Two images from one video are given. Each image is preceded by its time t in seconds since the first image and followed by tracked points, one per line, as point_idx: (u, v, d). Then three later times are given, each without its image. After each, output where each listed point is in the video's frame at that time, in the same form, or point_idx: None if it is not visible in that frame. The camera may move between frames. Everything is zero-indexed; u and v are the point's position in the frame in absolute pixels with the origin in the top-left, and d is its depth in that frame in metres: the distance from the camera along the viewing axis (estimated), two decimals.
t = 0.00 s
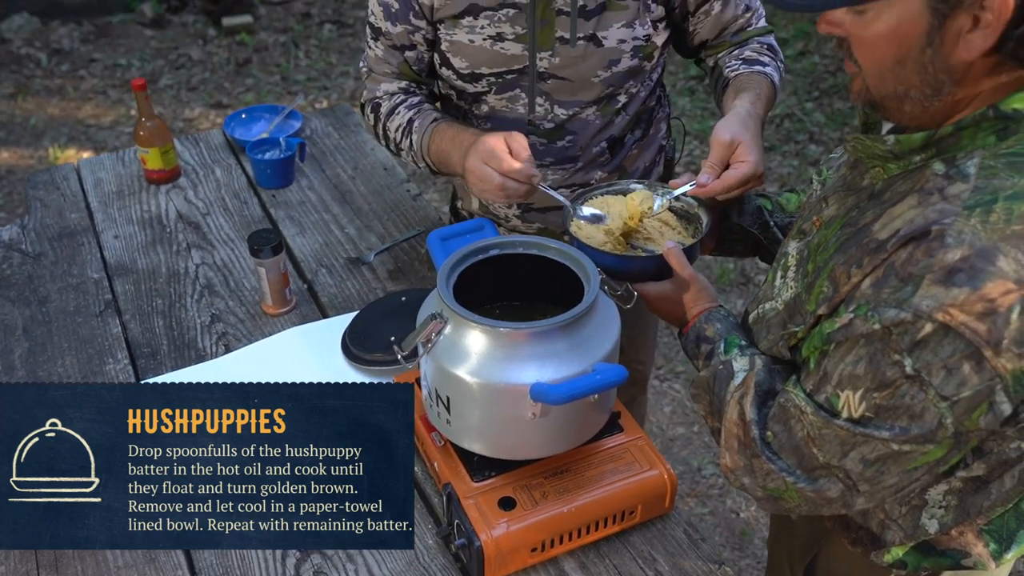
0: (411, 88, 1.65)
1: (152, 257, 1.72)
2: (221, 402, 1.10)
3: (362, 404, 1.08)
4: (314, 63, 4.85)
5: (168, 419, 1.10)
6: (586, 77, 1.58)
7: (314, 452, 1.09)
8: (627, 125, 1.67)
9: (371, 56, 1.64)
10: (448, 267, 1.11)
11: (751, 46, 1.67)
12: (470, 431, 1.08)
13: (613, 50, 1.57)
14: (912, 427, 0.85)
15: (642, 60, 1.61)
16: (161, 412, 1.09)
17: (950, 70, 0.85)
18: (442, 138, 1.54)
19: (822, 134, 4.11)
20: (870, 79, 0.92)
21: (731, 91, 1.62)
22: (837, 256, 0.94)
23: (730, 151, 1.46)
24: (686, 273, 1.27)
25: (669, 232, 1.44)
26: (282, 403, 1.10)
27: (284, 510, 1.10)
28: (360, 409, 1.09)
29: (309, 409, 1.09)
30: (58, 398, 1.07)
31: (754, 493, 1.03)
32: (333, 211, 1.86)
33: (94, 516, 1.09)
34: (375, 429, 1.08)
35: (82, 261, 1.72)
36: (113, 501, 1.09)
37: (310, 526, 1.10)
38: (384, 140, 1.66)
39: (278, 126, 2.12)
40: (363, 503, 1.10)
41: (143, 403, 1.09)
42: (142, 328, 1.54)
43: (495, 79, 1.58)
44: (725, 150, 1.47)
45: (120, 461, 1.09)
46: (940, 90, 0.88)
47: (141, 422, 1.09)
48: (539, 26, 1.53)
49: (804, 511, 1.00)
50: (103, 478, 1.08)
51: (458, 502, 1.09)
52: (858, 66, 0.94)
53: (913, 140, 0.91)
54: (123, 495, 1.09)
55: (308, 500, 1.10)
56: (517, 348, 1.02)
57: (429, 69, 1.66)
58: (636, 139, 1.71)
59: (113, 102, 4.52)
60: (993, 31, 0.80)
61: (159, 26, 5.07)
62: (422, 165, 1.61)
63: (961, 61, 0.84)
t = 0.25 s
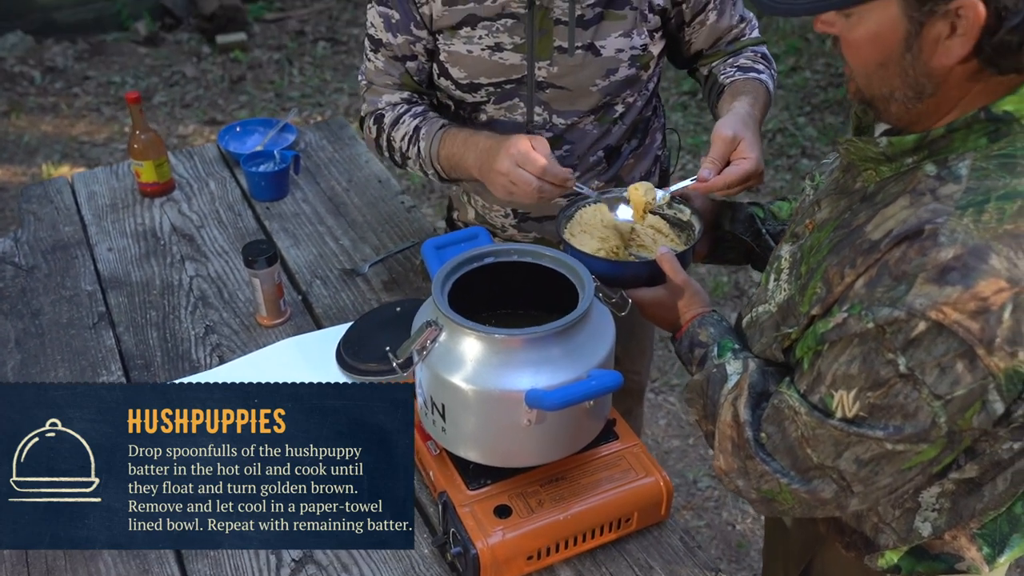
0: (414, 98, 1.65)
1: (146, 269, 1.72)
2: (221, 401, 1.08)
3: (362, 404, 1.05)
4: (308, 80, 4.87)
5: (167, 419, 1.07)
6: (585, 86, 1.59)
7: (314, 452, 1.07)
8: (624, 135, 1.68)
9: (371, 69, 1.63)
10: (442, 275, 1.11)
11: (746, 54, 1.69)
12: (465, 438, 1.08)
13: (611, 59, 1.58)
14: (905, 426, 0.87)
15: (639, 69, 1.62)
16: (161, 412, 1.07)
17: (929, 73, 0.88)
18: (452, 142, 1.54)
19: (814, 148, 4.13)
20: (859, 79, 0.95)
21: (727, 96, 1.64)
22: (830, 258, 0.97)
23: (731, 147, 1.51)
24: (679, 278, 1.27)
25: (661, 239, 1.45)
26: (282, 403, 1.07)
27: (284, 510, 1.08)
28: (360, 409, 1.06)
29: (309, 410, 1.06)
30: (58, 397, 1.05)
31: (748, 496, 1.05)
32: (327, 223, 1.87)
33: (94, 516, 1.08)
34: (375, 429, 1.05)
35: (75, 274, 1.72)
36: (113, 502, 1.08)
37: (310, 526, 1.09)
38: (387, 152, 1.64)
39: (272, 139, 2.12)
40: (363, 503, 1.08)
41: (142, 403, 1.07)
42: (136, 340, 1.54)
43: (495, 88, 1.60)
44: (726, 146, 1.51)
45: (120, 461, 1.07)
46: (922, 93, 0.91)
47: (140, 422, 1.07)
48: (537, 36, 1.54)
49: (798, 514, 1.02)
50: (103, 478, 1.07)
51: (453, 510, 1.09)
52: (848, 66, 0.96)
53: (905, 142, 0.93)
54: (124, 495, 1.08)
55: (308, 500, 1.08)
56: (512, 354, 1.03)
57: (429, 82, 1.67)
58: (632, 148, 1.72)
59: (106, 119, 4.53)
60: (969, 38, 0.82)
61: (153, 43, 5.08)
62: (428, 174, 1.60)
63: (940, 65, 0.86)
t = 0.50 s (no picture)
0: (412, 109, 1.65)
1: (140, 285, 1.72)
2: (221, 402, 1.05)
3: (362, 404, 1.03)
4: (303, 102, 4.89)
5: (168, 419, 1.05)
6: (582, 100, 1.61)
7: (314, 452, 1.05)
8: (621, 150, 1.69)
9: (368, 84, 1.64)
10: (438, 287, 1.12)
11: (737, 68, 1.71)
12: (461, 450, 1.08)
13: (608, 74, 1.60)
14: (901, 431, 0.88)
15: (636, 85, 1.64)
16: (161, 412, 1.05)
17: (919, 83, 0.90)
18: (448, 147, 1.54)
19: (807, 168, 4.15)
20: (852, 88, 0.98)
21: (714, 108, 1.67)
22: (824, 265, 0.98)
23: (719, 151, 1.54)
24: (674, 288, 1.29)
25: (656, 249, 1.46)
26: (282, 403, 1.04)
27: (284, 510, 1.07)
28: (361, 409, 1.03)
29: (309, 410, 1.04)
30: (58, 397, 1.03)
31: (744, 504, 1.07)
32: (322, 239, 1.87)
33: (94, 516, 1.06)
34: (375, 430, 1.03)
35: (70, 290, 1.71)
36: (113, 502, 1.06)
37: (310, 526, 1.07)
38: (382, 162, 1.64)
39: (268, 157, 2.13)
40: (362, 503, 1.06)
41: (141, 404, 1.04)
42: (130, 355, 1.53)
43: (493, 103, 1.61)
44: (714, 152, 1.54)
45: (120, 461, 1.05)
46: (912, 102, 0.93)
47: (140, 422, 1.05)
48: (535, 50, 1.56)
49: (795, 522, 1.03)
50: (103, 477, 1.05)
51: (449, 522, 1.08)
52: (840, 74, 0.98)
53: (898, 149, 0.96)
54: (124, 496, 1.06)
55: (308, 500, 1.06)
56: (507, 364, 1.03)
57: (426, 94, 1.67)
58: (630, 163, 1.73)
59: (101, 141, 4.54)
60: (958, 48, 0.85)
61: (149, 66, 5.11)
62: (424, 181, 1.60)
63: (930, 75, 0.89)
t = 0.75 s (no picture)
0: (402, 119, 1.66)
1: (135, 305, 1.72)
2: (221, 401, 1.00)
3: (362, 404, 0.98)
4: (298, 127, 4.91)
5: (167, 418, 1.00)
6: (579, 116, 1.63)
7: (314, 452, 1.00)
8: (615, 167, 1.71)
9: (361, 91, 1.65)
10: (433, 301, 1.12)
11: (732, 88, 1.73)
12: (457, 464, 1.07)
13: (604, 91, 1.62)
14: (899, 441, 0.88)
15: (632, 103, 1.66)
16: (160, 411, 1.00)
17: (913, 93, 0.92)
18: (438, 145, 1.56)
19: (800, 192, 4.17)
20: (843, 99, 0.99)
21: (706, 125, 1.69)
22: (821, 276, 0.98)
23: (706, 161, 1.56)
24: (671, 301, 1.29)
25: (651, 263, 1.48)
26: (282, 403, 0.99)
27: (283, 509, 1.03)
28: (364, 408, 0.98)
29: (309, 410, 0.99)
30: (57, 397, 0.99)
31: (742, 517, 1.06)
32: (317, 258, 1.87)
33: (94, 516, 1.02)
34: (375, 430, 0.98)
35: (64, 309, 1.71)
36: (113, 501, 1.02)
37: (310, 526, 1.03)
38: (369, 168, 1.65)
39: (263, 177, 2.14)
40: (363, 503, 1.02)
41: (140, 403, 0.99)
42: (124, 374, 1.53)
43: (490, 117, 1.64)
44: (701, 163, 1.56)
45: (120, 461, 1.01)
46: (905, 112, 0.94)
47: (140, 422, 1.00)
48: (533, 66, 1.58)
49: (793, 535, 1.03)
50: (102, 478, 1.00)
51: (444, 537, 1.07)
52: (834, 86, 1.00)
53: (892, 161, 0.97)
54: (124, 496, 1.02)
55: (307, 499, 1.02)
56: (502, 377, 1.03)
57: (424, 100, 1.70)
58: (624, 181, 1.74)
59: (97, 167, 4.54)
60: (951, 59, 0.87)
61: (145, 92, 5.14)
62: (410, 184, 1.60)
63: (924, 85, 0.90)
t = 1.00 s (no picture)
0: (381, 125, 1.64)
1: (126, 324, 1.71)
2: (206, 401, 0.88)
3: (346, 402, 0.87)
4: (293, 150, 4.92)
5: (152, 418, 0.88)
6: (572, 130, 1.65)
7: (299, 453, 0.89)
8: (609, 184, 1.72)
9: (343, 95, 1.64)
10: (425, 315, 1.12)
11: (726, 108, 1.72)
12: (449, 479, 1.06)
13: (598, 105, 1.64)
14: (894, 452, 0.88)
15: (626, 117, 1.68)
16: (144, 411, 0.88)
17: (903, 105, 0.94)
18: (409, 154, 1.54)
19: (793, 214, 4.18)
20: (835, 112, 1.01)
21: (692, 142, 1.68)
22: (814, 288, 0.98)
23: (676, 172, 1.56)
24: (663, 315, 1.30)
25: (644, 279, 1.48)
26: (265, 400, 0.87)
27: (270, 509, 0.91)
28: (349, 407, 0.87)
29: (294, 409, 0.87)
30: (42, 395, 0.87)
31: (738, 532, 1.06)
32: (310, 277, 1.87)
33: (80, 516, 0.90)
34: (359, 430, 0.87)
35: (54, 329, 1.70)
36: (98, 503, 0.90)
37: (298, 528, 0.92)
38: (335, 169, 1.61)
39: (256, 198, 2.14)
40: (349, 503, 0.91)
41: (124, 400, 0.87)
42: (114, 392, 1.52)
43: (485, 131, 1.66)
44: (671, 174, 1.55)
45: (106, 462, 0.89)
46: (897, 124, 0.97)
47: (125, 421, 0.88)
48: (527, 80, 1.62)
49: (789, 549, 1.02)
50: (88, 478, 0.89)
51: (437, 554, 1.07)
52: (825, 99, 1.02)
53: (884, 173, 0.98)
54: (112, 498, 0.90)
55: (294, 500, 0.90)
56: (495, 391, 1.02)
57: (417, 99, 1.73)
58: (618, 199, 1.75)
59: (90, 191, 4.54)
60: (940, 72, 0.89)
61: (140, 117, 5.16)
62: (375, 188, 1.57)
63: (914, 97, 0.92)
